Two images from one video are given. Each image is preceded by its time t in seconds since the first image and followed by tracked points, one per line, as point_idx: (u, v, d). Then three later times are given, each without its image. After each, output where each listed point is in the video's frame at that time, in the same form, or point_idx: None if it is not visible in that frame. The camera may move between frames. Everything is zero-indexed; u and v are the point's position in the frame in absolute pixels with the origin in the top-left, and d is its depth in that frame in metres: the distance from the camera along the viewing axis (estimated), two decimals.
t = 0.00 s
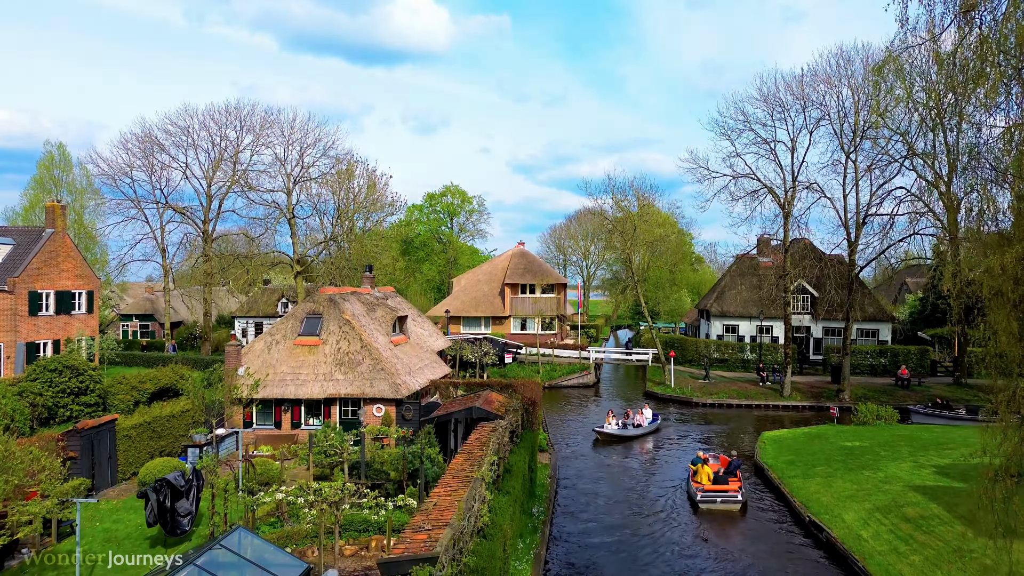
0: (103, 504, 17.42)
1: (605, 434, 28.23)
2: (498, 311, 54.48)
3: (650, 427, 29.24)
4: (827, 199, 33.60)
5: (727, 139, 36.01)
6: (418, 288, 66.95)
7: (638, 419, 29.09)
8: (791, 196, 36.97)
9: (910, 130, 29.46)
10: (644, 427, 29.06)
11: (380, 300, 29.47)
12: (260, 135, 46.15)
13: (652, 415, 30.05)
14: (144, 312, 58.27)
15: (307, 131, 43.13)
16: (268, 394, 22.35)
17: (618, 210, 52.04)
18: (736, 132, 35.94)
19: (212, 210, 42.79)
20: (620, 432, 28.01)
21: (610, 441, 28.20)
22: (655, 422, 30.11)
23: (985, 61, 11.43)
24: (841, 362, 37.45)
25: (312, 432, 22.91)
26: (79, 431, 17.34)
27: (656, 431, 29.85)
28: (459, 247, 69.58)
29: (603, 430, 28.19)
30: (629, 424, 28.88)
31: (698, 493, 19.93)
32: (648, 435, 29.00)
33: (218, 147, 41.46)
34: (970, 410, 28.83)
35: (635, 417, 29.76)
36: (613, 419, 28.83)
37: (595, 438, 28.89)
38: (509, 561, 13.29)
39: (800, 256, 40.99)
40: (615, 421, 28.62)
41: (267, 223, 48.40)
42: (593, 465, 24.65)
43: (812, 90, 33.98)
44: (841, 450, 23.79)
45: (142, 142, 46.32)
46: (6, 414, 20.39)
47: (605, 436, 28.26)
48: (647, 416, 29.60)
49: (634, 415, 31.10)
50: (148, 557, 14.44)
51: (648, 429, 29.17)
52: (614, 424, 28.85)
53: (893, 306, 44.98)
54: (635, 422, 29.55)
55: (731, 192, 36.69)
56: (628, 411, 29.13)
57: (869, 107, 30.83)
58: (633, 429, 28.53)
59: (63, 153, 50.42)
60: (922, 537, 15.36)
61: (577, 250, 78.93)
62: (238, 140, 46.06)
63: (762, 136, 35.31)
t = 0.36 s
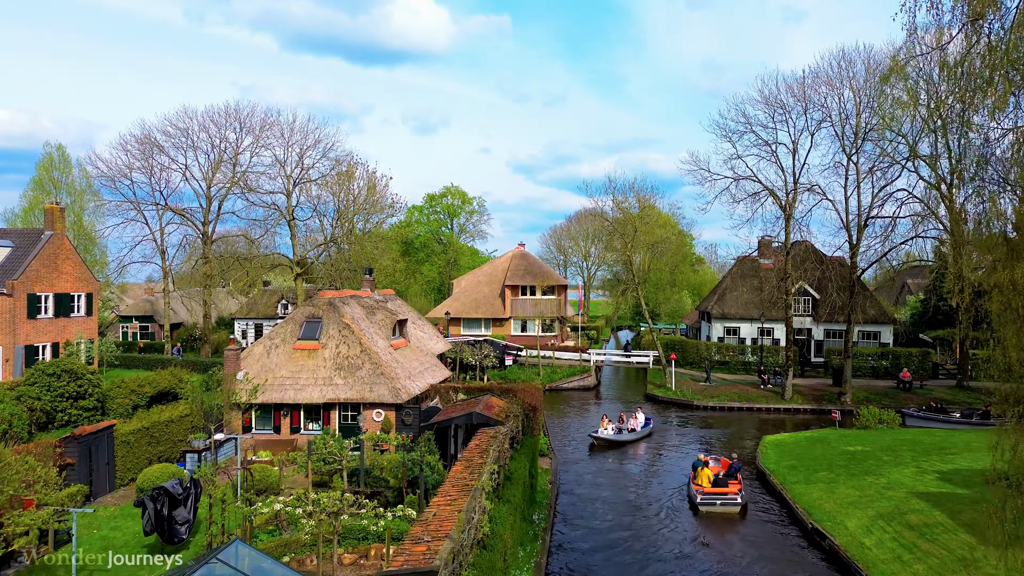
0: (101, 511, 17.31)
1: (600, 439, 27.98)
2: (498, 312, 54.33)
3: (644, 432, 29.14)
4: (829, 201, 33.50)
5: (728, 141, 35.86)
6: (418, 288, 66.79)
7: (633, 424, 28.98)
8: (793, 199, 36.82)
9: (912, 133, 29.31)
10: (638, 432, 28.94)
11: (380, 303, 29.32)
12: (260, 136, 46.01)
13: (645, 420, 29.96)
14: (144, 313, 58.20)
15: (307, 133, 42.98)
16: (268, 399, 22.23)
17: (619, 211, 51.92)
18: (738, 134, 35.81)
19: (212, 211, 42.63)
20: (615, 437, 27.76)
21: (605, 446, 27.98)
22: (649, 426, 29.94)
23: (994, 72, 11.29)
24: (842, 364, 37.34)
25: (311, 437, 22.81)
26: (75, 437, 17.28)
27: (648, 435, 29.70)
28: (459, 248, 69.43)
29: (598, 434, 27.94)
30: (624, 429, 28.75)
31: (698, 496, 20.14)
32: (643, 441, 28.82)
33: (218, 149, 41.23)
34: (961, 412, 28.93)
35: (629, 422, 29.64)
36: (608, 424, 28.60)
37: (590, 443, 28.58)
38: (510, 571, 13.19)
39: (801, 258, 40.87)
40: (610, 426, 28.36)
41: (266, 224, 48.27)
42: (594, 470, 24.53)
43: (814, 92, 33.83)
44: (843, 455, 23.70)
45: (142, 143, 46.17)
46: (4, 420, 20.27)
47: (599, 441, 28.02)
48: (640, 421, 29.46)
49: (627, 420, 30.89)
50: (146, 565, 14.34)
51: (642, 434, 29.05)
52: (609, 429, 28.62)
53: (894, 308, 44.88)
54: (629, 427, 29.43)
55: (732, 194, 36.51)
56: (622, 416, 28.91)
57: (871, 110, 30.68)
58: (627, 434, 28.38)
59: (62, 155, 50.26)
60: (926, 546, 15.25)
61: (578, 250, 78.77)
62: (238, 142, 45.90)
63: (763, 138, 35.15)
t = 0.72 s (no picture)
0: (100, 518, 17.22)
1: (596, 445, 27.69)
2: (499, 314, 54.21)
3: (638, 436, 28.89)
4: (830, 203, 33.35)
5: (729, 142, 35.72)
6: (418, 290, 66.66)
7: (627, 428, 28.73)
8: (794, 201, 36.69)
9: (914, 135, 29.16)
10: (633, 436, 28.70)
11: (380, 306, 29.20)
12: (260, 138, 45.91)
13: (638, 424, 29.73)
14: (144, 315, 58.19)
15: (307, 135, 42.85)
16: (267, 403, 22.14)
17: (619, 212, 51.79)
18: (739, 136, 35.67)
19: (212, 213, 42.51)
20: (611, 441, 27.48)
21: (601, 451, 27.70)
22: (642, 431, 29.70)
23: (1000, 81, 11.11)
24: (844, 367, 37.21)
25: (311, 441, 22.73)
26: (73, 444, 17.20)
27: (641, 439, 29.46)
28: (460, 248, 69.27)
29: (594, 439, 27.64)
30: (620, 433, 28.48)
31: (699, 498, 20.19)
32: (637, 445, 28.58)
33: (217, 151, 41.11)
34: (954, 415, 29.07)
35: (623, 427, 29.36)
36: (603, 428, 28.31)
37: (585, 448, 28.29)
38: None
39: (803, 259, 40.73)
40: (606, 430, 28.08)
41: (266, 226, 48.15)
42: (594, 475, 24.40)
43: (816, 94, 33.70)
44: (845, 459, 23.60)
45: (141, 145, 46.07)
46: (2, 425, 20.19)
47: (595, 446, 27.76)
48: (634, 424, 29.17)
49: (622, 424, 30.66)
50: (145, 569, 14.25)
51: (637, 438, 28.83)
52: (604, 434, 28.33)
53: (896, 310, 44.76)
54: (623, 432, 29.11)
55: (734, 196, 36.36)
56: (616, 420, 28.63)
57: (873, 112, 30.51)
58: (622, 438, 28.11)
59: (62, 156, 50.21)
60: (930, 553, 15.14)
61: (578, 251, 78.60)
62: (238, 143, 45.79)
63: (764, 140, 35.02)
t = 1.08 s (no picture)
0: (98, 523, 17.12)
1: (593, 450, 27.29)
2: (499, 315, 54.12)
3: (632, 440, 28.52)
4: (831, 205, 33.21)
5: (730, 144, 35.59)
6: (418, 290, 66.55)
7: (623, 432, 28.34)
8: (795, 202, 36.57)
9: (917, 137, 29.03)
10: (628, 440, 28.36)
11: (379, 309, 29.07)
12: (260, 139, 45.83)
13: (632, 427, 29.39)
14: (144, 316, 58.19)
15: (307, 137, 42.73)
16: (267, 407, 22.06)
17: (620, 213, 51.67)
18: (740, 138, 35.55)
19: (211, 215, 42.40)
20: (607, 446, 27.13)
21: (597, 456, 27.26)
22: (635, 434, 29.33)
23: (1007, 90, 10.96)
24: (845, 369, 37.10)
25: (311, 445, 22.66)
26: (71, 449, 17.11)
27: (635, 442, 29.23)
28: (460, 249, 69.13)
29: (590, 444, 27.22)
30: (615, 437, 28.12)
31: (699, 499, 20.19)
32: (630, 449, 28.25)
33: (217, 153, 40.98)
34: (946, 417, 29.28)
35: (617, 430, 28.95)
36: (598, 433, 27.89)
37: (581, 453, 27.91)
38: None
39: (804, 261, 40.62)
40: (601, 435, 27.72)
41: (266, 227, 48.05)
42: (595, 479, 24.27)
43: (817, 95, 33.59)
44: (847, 462, 23.52)
45: (141, 146, 45.99)
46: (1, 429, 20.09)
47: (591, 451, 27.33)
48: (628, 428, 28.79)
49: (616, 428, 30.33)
50: None
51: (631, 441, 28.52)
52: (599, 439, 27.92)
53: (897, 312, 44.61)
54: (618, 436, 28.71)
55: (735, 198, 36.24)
56: (611, 424, 28.28)
57: (874, 114, 30.38)
58: (618, 442, 27.77)
59: (62, 158, 50.21)
60: (933, 560, 15.02)
61: (578, 252, 78.43)
62: (237, 145, 45.69)
63: (765, 142, 34.90)
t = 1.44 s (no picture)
0: (96, 529, 17.03)
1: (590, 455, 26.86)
2: (499, 316, 54.00)
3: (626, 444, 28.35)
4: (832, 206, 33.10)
5: (731, 145, 35.52)
6: (418, 291, 66.47)
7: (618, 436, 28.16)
8: (797, 204, 36.49)
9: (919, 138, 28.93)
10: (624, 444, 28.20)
11: (379, 312, 28.98)
12: (259, 140, 45.75)
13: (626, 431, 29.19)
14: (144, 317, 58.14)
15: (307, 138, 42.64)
16: (266, 410, 21.97)
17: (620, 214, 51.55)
18: (740, 140, 35.46)
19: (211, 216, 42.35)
20: (603, 450, 26.82)
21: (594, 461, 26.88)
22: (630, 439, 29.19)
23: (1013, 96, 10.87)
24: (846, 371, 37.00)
25: (311, 449, 22.57)
26: (69, 454, 16.96)
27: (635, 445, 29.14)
28: (460, 250, 69.04)
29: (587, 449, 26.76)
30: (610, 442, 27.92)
31: (700, 502, 20.12)
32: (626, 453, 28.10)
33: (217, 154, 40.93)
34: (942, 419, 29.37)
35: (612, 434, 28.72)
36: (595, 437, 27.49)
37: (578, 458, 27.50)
38: None
39: (805, 262, 40.50)
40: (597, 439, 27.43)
41: (266, 228, 47.96)
42: (595, 482, 24.17)
43: (818, 97, 33.52)
44: (849, 466, 23.41)
45: (141, 147, 45.93)
46: None
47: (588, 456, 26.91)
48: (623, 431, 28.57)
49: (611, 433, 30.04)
50: None
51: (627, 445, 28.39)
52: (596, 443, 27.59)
53: (898, 313, 44.48)
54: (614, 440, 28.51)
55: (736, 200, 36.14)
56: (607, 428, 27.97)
57: (876, 116, 30.30)
58: (613, 447, 27.56)
59: (62, 159, 50.13)
60: (937, 567, 14.91)
61: (579, 252, 78.28)
62: (237, 146, 45.63)
63: (766, 143, 34.80)
